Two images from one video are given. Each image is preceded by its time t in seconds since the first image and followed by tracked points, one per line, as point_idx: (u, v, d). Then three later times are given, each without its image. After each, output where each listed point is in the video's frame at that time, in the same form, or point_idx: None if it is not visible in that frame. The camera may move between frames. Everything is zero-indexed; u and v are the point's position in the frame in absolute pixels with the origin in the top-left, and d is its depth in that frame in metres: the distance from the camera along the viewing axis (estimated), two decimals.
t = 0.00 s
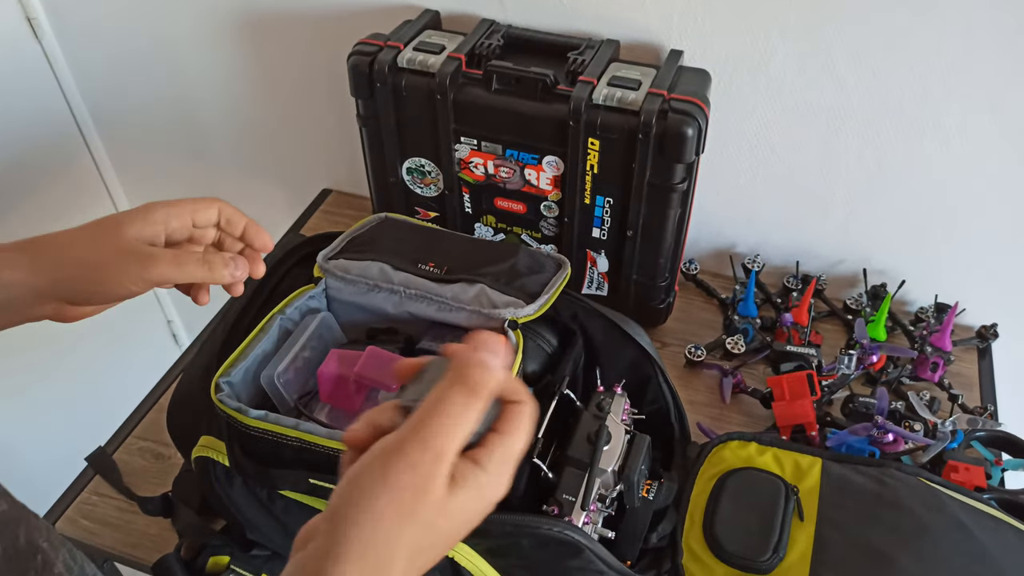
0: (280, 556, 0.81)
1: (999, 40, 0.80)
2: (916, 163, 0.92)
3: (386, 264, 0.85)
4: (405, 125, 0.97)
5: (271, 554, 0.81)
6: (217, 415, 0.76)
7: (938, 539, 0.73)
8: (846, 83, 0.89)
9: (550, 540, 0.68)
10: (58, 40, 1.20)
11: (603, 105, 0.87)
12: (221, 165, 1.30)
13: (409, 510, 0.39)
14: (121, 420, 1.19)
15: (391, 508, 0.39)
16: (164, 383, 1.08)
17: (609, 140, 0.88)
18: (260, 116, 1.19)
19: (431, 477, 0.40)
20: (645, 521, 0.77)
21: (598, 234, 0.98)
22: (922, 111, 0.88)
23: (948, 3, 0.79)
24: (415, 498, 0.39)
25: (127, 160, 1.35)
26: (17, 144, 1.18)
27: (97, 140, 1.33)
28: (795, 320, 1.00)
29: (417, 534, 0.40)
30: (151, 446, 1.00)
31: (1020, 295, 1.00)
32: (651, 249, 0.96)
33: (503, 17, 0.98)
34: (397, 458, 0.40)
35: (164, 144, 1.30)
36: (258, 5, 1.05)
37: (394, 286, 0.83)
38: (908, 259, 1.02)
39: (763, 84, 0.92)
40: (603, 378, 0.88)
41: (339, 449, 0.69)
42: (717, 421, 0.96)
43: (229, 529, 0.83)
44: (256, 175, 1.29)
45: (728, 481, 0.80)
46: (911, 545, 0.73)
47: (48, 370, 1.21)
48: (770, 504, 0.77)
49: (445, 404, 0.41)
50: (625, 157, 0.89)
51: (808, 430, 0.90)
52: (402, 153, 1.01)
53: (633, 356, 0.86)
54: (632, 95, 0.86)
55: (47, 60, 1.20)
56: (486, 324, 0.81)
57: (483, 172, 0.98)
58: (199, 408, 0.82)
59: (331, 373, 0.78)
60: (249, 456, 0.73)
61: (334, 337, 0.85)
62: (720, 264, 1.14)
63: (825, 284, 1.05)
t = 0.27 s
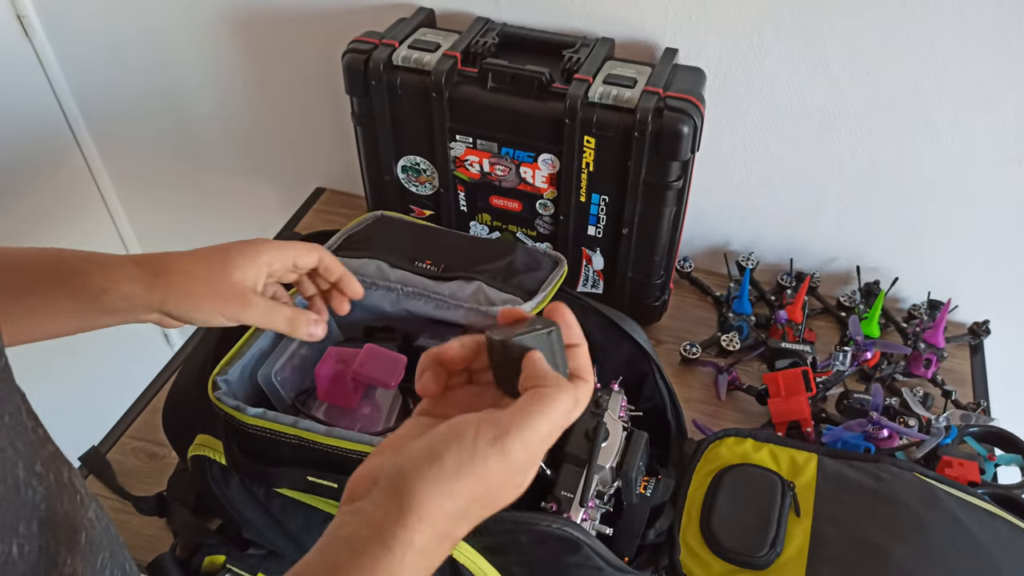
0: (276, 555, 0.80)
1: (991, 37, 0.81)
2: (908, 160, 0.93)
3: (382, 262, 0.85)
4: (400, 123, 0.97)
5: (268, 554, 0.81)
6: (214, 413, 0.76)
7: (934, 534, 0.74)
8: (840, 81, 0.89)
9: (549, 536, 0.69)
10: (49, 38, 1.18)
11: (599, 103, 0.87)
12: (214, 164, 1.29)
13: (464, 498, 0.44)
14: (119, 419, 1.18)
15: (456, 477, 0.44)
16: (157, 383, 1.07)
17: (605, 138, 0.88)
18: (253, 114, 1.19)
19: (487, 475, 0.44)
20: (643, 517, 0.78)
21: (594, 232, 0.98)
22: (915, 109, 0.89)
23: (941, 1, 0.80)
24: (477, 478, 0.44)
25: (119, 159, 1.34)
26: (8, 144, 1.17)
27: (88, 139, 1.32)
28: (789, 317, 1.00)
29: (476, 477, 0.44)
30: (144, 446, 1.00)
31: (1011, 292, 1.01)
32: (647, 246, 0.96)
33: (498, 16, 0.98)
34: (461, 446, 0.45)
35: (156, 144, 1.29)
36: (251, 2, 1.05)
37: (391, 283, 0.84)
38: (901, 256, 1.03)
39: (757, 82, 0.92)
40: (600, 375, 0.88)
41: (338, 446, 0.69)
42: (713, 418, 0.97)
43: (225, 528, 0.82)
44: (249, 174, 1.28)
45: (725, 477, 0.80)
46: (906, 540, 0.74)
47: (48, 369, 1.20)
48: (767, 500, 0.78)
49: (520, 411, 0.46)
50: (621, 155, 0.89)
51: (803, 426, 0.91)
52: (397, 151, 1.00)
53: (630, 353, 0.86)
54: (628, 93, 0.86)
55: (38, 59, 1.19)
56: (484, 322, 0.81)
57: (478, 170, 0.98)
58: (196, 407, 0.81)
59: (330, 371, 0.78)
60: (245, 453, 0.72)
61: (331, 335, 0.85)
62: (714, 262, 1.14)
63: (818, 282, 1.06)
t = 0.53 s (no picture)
0: (277, 554, 0.80)
1: (992, 37, 0.81)
2: (909, 161, 0.93)
3: (386, 261, 0.85)
4: (402, 121, 0.97)
5: (269, 552, 0.81)
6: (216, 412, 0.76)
7: (934, 534, 0.74)
8: (841, 81, 0.89)
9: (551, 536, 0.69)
10: (48, 34, 1.18)
11: (601, 103, 0.87)
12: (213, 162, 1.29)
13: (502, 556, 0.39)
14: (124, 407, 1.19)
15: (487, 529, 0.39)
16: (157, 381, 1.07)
17: (607, 138, 0.88)
18: (253, 112, 1.18)
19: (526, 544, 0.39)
20: (644, 517, 0.78)
21: (595, 232, 0.98)
22: (916, 110, 0.89)
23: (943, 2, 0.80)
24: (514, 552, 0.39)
25: (118, 156, 1.34)
26: (8, 140, 1.17)
27: (88, 136, 1.32)
28: (790, 317, 1.01)
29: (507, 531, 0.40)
30: (144, 444, 1.00)
31: (1011, 294, 1.01)
32: (648, 246, 0.96)
33: (500, 15, 0.98)
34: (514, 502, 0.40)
35: (156, 141, 1.29)
36: None
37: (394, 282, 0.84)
38: (901, 257, 1.03)
39: (758, 82, 0.92)
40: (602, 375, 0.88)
41: (341, 444, 0.68)
42: (713, 419, 0.97)
43: (226, 527, 0.82)
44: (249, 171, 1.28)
45: (726, 478, 0.80)
46: (907, 540, 0.74)
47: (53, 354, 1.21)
48: (768, 500, 0.78)
49: (566, 478, 0.40)
50: (623, 155, 0.89)
51: (804, 426, 0.91)
52: (398, 149, 1.00)
53: (632, 353, 0.86)
54: (630, 92, 0.86)
55: (37, 55, 1.18)
56: (486, 321, 0.81)
57: (479, 169, 0.98)
58: (197, 405, 0.81)
59: (332, 369, 0.78)
60: (248, 452, 0.72)
61: (334, 334, 0.85)
62: (714, 262, 1.14)
63: (819, 282, 1.06)
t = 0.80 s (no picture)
0: (277, 552, 0.80)
1: (995, 39, 0.81)
2: (910, 162, 0.93)
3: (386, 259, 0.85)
4: (403, 119, 0.97)
5: (268, 550, 0.80)
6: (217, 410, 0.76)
7: (934, 536, 0.74)
8: (843, 82, 0.89)
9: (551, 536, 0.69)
10: (48, 29, 1.17)
11: (604, 102, 0.87)
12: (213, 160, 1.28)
13: None
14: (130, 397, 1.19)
15: None
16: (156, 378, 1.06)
17: (609, 137, 0.88)
18: (254, 109, 1.18)
19: None
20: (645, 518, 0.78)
21: (596, 231, 0.98)
22: (918, 111, 0.89)
23: (946, 4, 0.80)
24: None
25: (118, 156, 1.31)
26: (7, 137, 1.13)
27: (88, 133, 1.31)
28: (790, 318, 1.00)
29: None
30: (144, 441, 0.99)
31: (1011, 295, 1.01)
32: (649, 246, 0.96)
33: (501, 13, 0.98)
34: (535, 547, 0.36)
35: (156, 138, 1.28)
36: None
37: (395, 281, 0.83)
38: (902, 258, 1.03)
39: (761, 82, 0.92)
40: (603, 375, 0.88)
41: (342, 443, 0.68)
42: (713, 419, 0.97)
43: (225, 525, 0.82)
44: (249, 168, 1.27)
45: (726, 478, 0.80)
46: (906, 541, 0.74)
47: (57, 344, 1.21)
48: (768, 501, 0.78)
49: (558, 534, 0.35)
50: (625, 154, 0.89)
51: (804, 427, 0.91)
52: (399, 147, 1.00)
53: (632, 353, 0.86)
54: (633, 91, 0.86)
55: (37, 50, 1.17)
56: (488, 320, 0.81)
57: (481, 168, 0.98)
58: (197, 403, 0.81)
59: (333, 368, 0.78)
60: (249, 451, 0.72)
61: (335, 332, 0.85)
62: (715, 262, 1.14)
63: (819, 283, 1.06)
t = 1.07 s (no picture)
0: (275, 549, 0.80)
1: (994, 39, 0.81)
2: (910, 161, 0.93)
3: (385, 257, 0.85)
4: (403, 117, 0.97)
5: (266, 547, 0.80)
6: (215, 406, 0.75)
7: (932, 535, 0.74)
8: (843, 82, 0.89)
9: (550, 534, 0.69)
10: (47, 24, 1.16)
11: (603, 101, 0.87)
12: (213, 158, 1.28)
13: None
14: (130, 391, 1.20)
15: None
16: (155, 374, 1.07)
17: (609, 136, 0.88)
18: (254, 107, 1.18)
19: None
20: (643, 516, 0.77)
21: (595, 230, 0.98)
22: (918, 111, 0.89)
23: (945, 4, 0.80)
24: None
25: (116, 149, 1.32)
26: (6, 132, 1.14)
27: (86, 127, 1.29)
28: (789, 317, 1.00)
29: None
30: (142, 437, 0.99)
31: (1010, 296, 1.01)
32: (649, 245, 0.96)
33: (502, 11, 0.98)
34: None
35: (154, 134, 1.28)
36: None
37: (394, 278, 0.83)
38: (901, 258, 1.03)
39: (761, 82, 0.92)
40: (602, 373, 0.88)
41: (340, 441, 0.68)
42: (711, 418, 0.97)
43: (223, 521, 0.82)
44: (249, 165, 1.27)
45: (724, 477, 0.80)
46: (904, 541, 0.74)
47: (56, 343, 1.21)
48: (767, 500, 0.78)
49: None
50: (624, 153, 0.89)
51: (802, 427, 0.91)
52: (399, 145, 1.00)
53: (631, 352, 0.86)
54: (633, 90, 0.86)
55: (36, 45, 1.16)
56: (487, 318, 0.81)
57: (480, 166, 0.98)
58: (196, 399, 0.81)
59: (332, 366, 0.78)
60: (247, 448, 0.72)
61: (334, 330, 0.84)
62: (714, 261, 1.14)
63: (818, 282, 1.06)
